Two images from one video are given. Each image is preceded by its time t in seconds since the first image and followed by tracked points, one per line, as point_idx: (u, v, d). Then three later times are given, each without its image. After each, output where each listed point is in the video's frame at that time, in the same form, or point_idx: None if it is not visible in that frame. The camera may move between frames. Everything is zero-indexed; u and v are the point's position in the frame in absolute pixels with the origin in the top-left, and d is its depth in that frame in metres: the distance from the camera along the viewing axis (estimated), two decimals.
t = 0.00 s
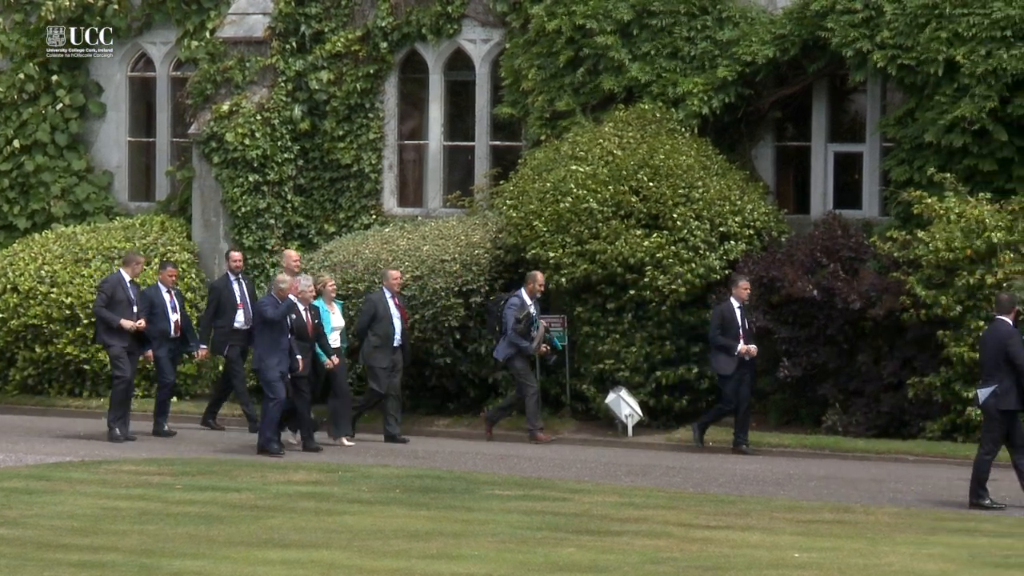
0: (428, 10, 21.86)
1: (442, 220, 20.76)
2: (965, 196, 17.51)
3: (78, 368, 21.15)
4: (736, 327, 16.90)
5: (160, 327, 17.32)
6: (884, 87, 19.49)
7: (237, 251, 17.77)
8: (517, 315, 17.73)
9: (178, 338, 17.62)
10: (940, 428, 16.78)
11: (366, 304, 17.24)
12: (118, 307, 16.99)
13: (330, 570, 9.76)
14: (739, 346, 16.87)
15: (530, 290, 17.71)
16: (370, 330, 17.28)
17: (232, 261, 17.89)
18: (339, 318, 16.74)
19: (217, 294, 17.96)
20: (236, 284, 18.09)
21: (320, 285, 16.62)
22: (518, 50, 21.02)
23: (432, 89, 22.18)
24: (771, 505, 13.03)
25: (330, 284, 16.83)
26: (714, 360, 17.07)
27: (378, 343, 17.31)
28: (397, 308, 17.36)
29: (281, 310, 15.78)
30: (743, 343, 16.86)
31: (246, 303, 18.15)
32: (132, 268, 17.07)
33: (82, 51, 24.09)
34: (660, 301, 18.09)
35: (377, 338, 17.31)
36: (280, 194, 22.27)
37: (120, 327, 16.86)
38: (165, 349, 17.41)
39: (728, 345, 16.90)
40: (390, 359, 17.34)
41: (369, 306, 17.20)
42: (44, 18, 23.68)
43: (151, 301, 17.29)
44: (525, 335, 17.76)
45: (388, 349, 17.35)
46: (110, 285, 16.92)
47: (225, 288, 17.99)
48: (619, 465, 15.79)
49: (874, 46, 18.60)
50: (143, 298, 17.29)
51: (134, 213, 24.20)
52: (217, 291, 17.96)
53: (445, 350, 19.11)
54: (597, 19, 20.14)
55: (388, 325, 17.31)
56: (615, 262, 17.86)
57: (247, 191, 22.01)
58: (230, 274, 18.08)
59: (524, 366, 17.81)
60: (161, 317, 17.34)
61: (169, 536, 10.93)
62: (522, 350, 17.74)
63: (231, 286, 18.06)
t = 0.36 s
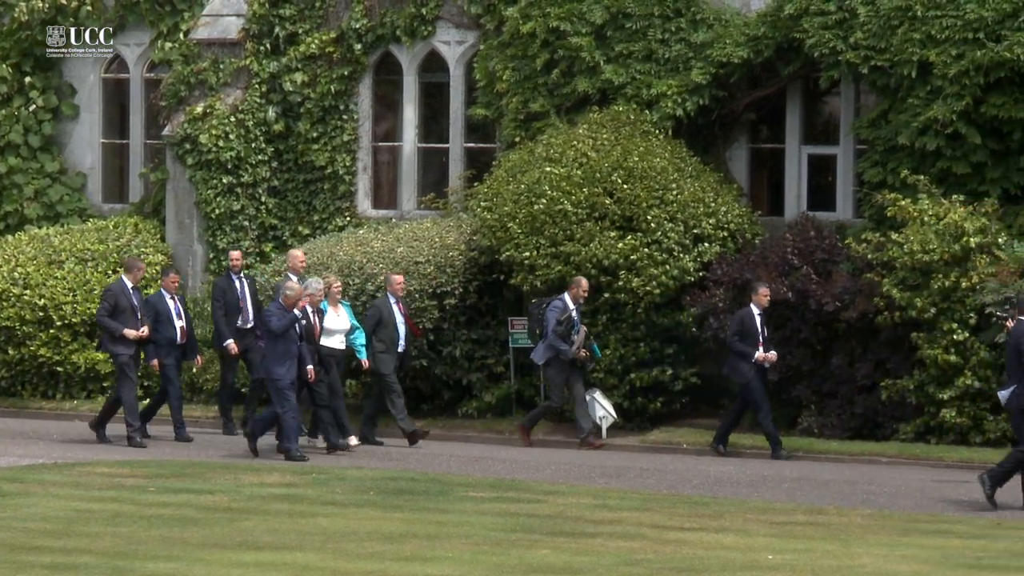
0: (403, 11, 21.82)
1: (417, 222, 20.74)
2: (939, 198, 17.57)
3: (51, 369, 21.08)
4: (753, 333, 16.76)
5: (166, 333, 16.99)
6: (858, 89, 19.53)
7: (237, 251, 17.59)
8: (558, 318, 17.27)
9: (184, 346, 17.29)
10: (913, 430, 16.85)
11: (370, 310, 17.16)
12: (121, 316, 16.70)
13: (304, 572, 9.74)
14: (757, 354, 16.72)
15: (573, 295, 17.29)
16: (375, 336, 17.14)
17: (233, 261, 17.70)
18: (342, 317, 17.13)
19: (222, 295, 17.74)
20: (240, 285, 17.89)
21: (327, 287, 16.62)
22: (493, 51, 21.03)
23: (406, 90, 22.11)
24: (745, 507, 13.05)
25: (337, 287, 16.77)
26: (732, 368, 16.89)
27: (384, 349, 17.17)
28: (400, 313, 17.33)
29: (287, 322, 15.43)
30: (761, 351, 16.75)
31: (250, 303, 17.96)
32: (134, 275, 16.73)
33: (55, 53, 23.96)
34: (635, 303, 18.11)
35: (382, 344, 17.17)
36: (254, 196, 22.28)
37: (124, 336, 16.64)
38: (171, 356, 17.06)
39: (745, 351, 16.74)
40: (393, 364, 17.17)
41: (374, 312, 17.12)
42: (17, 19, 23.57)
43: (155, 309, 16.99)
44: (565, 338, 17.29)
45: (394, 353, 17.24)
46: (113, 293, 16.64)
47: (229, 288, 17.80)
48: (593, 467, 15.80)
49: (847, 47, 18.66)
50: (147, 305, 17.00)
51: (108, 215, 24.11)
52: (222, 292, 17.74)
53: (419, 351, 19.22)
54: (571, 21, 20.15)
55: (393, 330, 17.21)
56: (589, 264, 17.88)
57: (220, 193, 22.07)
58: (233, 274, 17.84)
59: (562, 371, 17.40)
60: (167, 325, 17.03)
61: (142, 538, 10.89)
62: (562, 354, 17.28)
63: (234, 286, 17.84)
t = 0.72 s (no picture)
0: (374, 11, 21.79)
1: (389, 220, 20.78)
2: (909, 197, 17.65)
3: (20, 369, 20.99)
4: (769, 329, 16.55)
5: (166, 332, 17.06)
6: (828, 89, 19.61)
7: (238, 252, 17.45)
8: (591, 321, 17.12)
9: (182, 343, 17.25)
10: (883, 428, 16.92)
11: (374, 307, 16.91)
12: (124, 314, 16.32)
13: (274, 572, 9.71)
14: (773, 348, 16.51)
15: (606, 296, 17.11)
16: (378, 332, 16.88)
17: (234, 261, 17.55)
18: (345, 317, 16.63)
19: (222, 295, 17.66)
20: (242, 284, 17.76)
21: (331, 286, 16.40)
22: (464, 50, 21.03)
23: (378, 89, 22.11)
24: (715, 505, 13.07)
25: (338, 284, 16.57)
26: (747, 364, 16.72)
27: (388, 346, 16.92)
28: (404, 310, 17.04)
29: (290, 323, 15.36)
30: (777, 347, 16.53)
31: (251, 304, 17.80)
32: (132, 272, 16.36)
33: (25, 52, 23.83)
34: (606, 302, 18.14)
35: (386, 341, 16.91)
36: (225, 195, 22.25)
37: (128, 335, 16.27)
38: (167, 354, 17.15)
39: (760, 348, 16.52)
40: (397, 361, 16.95)
41: (377, 308, 16.86)
42: None
43: (153, 305, 17.00)
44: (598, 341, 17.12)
45: (396, 351, 16.96)
46: (112, 291, 16.26)
47: (230, 290, 17.68)
48: (564, 465, 15.81)
49: (817, 45, 18.75)
50: (145, 302, 17.00)
51: (77, 214, 24.00)
52: (224, 292, 17.65)
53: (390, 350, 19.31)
54: (542, 20, 20.19)
55: (397, 327, 16.94)
56: (561, 263, 17.90)
57: (190, 192, 22.07)
58: (236, 275, 17.75)
59: (597, 374, 17.19)
60: (164, 322, 17.08)
61: (112, 538, 10.84)
62: (597, 356, 17.12)
63: (237, 286, 17.74)
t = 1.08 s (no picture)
0: (337, 10, 21.73)
1: (353, 220, 20.77)
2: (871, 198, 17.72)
3: None
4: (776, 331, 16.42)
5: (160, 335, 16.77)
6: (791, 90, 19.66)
7: (232, 253, 17.34)
8: (613, 318, 16.82)
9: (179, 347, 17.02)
10: (845, 428, 17.01)
11: (370, 310, 16.71)
12: (119, 316, 16.17)
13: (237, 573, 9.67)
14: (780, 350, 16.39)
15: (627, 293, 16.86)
16: (373, 336, 16.63)
17: (227, 263, 17.38)
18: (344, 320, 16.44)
19: (212, 297, 17.60)
20: (234, 286, 17.65)
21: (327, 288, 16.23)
22: (427, 50, 21.00)
23: (341, 89, 22.04)
24: (679, 505, 13.10)
25: (337, 287, 16.43)
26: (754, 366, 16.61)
27: (382, 351, 16.64)
28: (400, 315, 16.80)
29: (292, 322, 15.17)
30: (782, 348, 16.43)
31: (245, 306, 17.69)
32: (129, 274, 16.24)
33: None
34: (569, 303, 18.15)
35: (380, 346, 16.64)
36: (188, 195, 22.20)
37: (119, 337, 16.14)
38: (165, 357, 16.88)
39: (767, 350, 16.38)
40: (390, 366, 16.63)
41: (373, 312, 16.65)
42: None
43: (151, 307, 16.72)
44: (623, 339, 16.78)
45: (390, 357, 16.64)
46: (106, 293, 16.14)
47: (222, 291, 17.58)
48: (528, 465, 15.82)
49: (780, 46, 18.85)
50: (143, 303, 16.72)
51: (40, 214, 23.85)
52: (214, 293, 17.57)
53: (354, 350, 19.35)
54: (506, 20, 20.20)
55: (392, 332, 16.65)
56: (524, 263, 17.90)
57: (153, 192, 22.00)
58: (228, 277, 17.63)
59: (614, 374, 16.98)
60: (162, 324, 16.78)
61: (73, 539, 10.79)
62: (620, 354, 16.79)
63: (229, 289, 17.64)
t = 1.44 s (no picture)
0: (298, 10, 21.68)
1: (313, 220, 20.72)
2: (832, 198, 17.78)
3: None
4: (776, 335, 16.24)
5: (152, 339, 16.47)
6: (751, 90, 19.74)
7: (226, 256, 17.28)
8: (624, 315, 16.72)
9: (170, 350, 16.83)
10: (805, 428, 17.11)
11: (367, 308, 16.61)
12: (107, 320, 15.99)
13: (196, 573, 9.64)
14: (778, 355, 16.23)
15: (639, 292, 16.72)
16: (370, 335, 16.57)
17: (221, 264, 17.33)
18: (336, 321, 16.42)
19: (204, 299, 17.46)
20: (223, 288, 17.56)
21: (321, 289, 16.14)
22: (388, 50, 20.98)
23: (301, 89, 21.98)
24: (639, 505, 13.12)
25: (330, 289, 16.26)
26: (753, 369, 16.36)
27: (380, 349, 16.57)
28: (397, 314, 16.71)
29: (283, 329, 15.09)
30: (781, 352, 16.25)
31: (234, 307, 17.66)
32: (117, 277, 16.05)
33: None
34: (529, 302, 18.16)
35: (378, 344, 16.58)
36: (148, 195, 22.11)
37: (108, 342, 15.94)
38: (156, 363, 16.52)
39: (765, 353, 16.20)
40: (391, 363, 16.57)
41: (370, 310, 16.55)
42: None
43: (141, 311, 16.45)
44: (632, 337, 16.65)
45: (389, 354, 16.59)
46: (95, 298, 15.95)
47: (212, 293, 17.46)
48: (488, 465, 15.81)
49: (740, 47, 18.84)
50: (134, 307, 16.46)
51: None
52: (205, 296, 17.44)
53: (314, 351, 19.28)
54: (466, 21, 20.21)
55: (389, 330, 16.61)
56: (485, 263, 17.90)
57: (113, 192, 21.92)
58: (218, 278, 17.49)
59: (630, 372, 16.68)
60: (152, 328, 16.49)
61: (32, 539, 10.73)
62: (629, 353, 16.66)
63: (218, 290, 17.53)
